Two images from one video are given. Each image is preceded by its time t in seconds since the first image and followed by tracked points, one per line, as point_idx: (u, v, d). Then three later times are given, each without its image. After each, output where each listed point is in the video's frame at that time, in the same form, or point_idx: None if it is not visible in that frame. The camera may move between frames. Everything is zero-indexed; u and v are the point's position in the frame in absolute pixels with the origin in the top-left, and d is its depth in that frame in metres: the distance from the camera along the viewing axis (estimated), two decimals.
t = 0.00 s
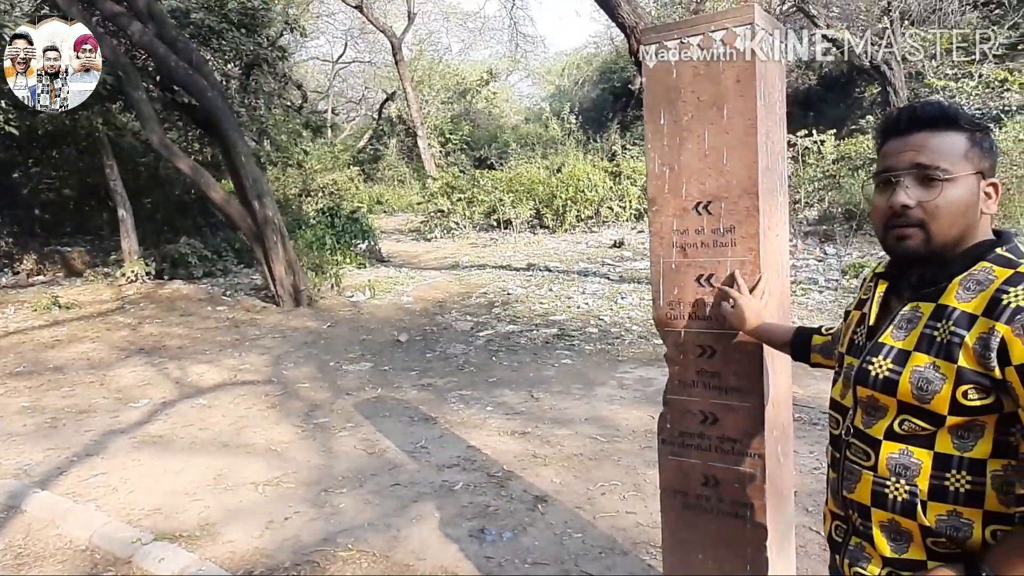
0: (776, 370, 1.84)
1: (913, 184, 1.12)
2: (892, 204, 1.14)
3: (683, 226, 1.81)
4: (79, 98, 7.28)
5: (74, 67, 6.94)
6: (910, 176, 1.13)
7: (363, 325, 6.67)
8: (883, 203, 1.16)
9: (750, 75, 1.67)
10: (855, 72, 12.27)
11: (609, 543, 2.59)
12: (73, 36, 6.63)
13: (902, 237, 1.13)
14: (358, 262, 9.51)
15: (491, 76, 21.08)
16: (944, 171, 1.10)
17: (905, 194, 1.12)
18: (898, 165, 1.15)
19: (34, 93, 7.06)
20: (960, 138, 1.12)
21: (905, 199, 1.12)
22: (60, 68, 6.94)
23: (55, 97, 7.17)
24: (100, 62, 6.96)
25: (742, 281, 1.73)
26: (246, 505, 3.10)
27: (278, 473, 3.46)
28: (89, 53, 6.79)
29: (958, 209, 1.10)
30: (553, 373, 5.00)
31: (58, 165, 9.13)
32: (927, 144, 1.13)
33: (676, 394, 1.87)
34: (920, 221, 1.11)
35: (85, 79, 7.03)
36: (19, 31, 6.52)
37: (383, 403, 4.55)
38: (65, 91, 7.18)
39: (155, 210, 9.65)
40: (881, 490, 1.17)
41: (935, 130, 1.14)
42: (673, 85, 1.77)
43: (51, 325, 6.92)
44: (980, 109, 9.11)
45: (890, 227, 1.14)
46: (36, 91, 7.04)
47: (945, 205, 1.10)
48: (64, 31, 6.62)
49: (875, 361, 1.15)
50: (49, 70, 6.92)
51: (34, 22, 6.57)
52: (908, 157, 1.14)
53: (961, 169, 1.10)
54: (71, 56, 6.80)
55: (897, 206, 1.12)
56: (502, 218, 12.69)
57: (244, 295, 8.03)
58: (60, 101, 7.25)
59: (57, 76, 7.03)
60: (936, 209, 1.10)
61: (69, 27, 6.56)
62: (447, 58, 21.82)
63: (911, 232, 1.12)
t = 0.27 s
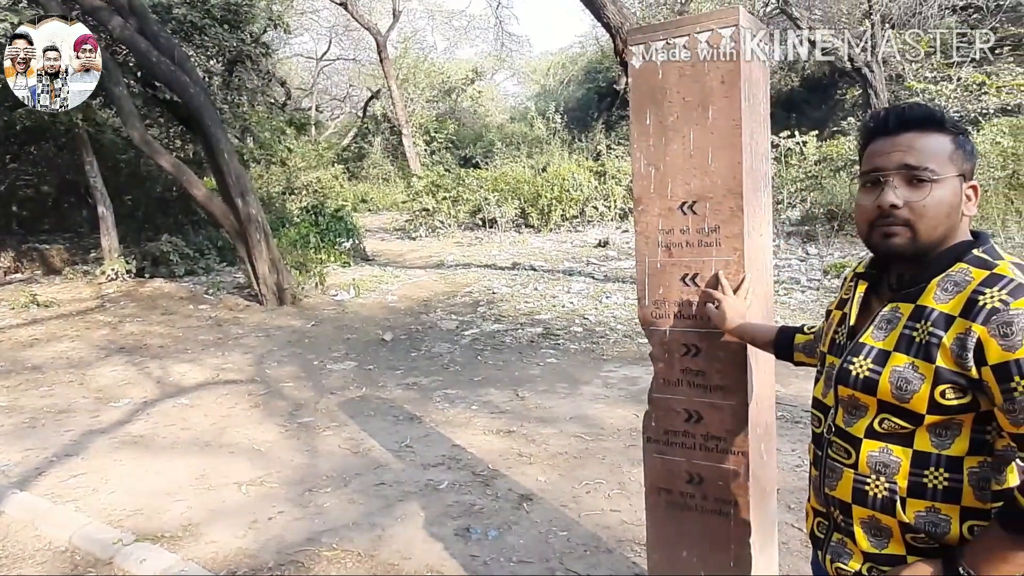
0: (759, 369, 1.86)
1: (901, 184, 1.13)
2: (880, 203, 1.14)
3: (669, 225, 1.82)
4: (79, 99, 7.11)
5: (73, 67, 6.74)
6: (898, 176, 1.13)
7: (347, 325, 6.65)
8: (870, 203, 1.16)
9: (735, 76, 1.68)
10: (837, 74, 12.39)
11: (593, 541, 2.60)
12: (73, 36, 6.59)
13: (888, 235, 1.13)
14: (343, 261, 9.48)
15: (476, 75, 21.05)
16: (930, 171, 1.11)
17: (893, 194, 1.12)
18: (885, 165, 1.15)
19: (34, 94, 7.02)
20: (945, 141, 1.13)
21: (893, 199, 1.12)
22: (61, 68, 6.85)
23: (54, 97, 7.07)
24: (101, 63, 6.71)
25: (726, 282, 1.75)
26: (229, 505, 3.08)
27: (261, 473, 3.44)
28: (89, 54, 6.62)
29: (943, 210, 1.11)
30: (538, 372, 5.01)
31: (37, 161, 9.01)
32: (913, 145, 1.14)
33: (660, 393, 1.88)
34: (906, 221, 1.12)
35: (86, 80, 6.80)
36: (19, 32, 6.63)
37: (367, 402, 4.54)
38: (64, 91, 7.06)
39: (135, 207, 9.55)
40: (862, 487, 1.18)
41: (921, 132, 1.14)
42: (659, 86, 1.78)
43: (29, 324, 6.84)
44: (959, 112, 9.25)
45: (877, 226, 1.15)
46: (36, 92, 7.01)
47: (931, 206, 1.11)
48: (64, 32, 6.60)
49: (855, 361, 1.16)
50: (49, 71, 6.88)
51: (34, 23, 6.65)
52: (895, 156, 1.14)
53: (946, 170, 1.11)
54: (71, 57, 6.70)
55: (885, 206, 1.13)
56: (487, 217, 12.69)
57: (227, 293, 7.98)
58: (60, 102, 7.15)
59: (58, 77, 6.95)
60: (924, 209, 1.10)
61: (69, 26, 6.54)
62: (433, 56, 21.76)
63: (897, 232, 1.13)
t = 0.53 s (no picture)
0: (745, 367, 1.87)
1: (885, 185, 1.13)
2: (865, 204, 1.15)
3: (655, 223, 1.83)
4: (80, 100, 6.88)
5: (74, 67, 6.74)
6: (882, 177, 1.14)
7: (333, 323, 6.62)
8: (855, 204, 1.16)
9: (721, 76, 1.69)
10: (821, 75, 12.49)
11: (580, 538, 2.61)
12: (73, 36, 6.63)
13: (874, 236, 1.14)
14: (328, 259, 9.43)
15: (463, 73, 21.02)
16: (913, 172, 1.12)
17: (878, 194, 1.13)
18: (869, 166, 1.16)
19: (34, 94, 7.03)
20: (927, 142, 1.14)
21: (878, 200, 1.13)
22: (61, 68, 6.83)
23: (55, 98, 7.04)
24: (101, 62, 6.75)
25: (710, 281, 1.76)
26: (214, 504, 3.06)
27: (246, 472, 3.42)
28: (89, 53, 6.69)
29: (926, 211, 1.12)
30: (524, 370, 5.02)
31: (16, 157, 8.89)
32: (896, 146, 1.15)
33: (646, 390, 1.89)
34: (891, 221, 1.12)
35: (85, 79, 6.73)
36: (19, 32, 6.66)
37: (353, 401, 4.52)
38: (64, 91, 7.01)
39: (117, 204, 9.45)
40: (846, 483, 1.20)
41: (903, 133, 1.15)
42: (645, 84, 1.79)
43: (9, 322, 6.75)
44: (940, 113, 9.36)
45: (862, 226, 1.15)
46: (37, 92, 7.02)
47: (915, 206, 1.12)
48: (64, 31, 6.64)
49: (840, 358, 1.17)
50: (49, 70, 6.88)
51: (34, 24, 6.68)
52: (880, 158, 1.15)
53: (927, 171, 1.12)
54: (71, 57, 6.72)
55: (870, 206, 1.13)
56: (473, 216, 12.67)
57: (210, 291, 7.92)
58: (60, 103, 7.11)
59: (58, 77, 6.93)
60: (909, 210, 1.11)
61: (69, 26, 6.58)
62: (419, 54, 21.71)
63: (882, 232, 1.14)
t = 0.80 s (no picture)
0: (731, 367, 1.88)
1: (865, 185, 1.15)
2: (846, 204, 1.16)
3: (642, 223, 1.84)
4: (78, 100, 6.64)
5: (73, 67, 6.62)
6: (862, 177, 1.15)
7: (319, 322, 6.59)
8: (836, 204, 1.18)
9: (708, 77, 1.70)
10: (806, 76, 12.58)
11: (567, 537, 2.62)
12: (73, 36, 6.48)
13: (856, 236, 1.15)
14: (314, 258, 9.39)
15: (450, 72, 20.99)
16: (892, 172, 1.13)
17: (858, 194, 1.14)
18: (850, 166, 1.17)
19: (34, 94, 6.97)
20: (905, 142, 1.15)
21: (859, 200, 1.14)
22: (61, 68, 6.70)
23: (55, 98, 6.89)
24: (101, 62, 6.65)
25: (697, 282, 1.78)
26: (199, 504, 3.04)
27: (231, 471, 3.40)
28: (90, 54, 6.57)
29: (906, 210, 1.13)
30: (511, 369, 5.03)
31: None
32: (876, 147, 1.15)
33: (633, 388, 1.91)
34: (871, 221, 1.14)
35: (85, 79, 6.59)
36: (19, 31, 6.57)
37: (339, 400, 4.51)
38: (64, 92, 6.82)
39: (100, 201, 9.36)
40: (827, 479, 1.21)
41: (882, 134, 1.16)
42: (633, 84, 1.80)
43: None
44: (923, 115, 9.46)
45: (844, 226, 1.17)
46: (37, 92, 6.94)
47: (895, 206, 1.13)
48: (64, 32, 6.49)
49: (822, 356, 1.18)
50: (49, 70, 6.76)
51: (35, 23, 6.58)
52: (859, 158, 1.16)
53: (907, 170, 1.14)
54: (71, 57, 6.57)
55: (851, 206, 1.15)
56: (461, 215, 12.67)
57: (195, 290, 7.86)
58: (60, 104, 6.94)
59: (58, 77, 6.78)
60: (889, 209, 1.13)
61: (69, 26, 6.42)
62: (406, 52, 21.65)
63: (864, 232, 1.15)
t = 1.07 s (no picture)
0: (720, 366, 1.89)
1: (839, 186, 1.17)
2: (822, 205, 1.18)
3: (632, 222, 1.85)
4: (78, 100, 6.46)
5: (73, 67, 6.45)
6: (837, 179, 1.17)
7: (309, 321, 6.58)
8: (813, 205, 1.20)
9: (698, 77, 1.71)
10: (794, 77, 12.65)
11: (556, 535, 2.63)
12: (73, 35, 6.32)
13: (833, 236, 1.18)
14: (303, 257, 9.36)
15: (440, 71, 20.97)
16: (866, 173, 1.15)
17: (833, 196, 1.17)
18: (825, 168, 1.19)
19: (34, 94, 6.76)
20: (880, 144, 1.16)
21: (833, 201, 1.16)
22: (61, 68, 6.55)
23: (55, 98, 6.69)
24: (101, 62, 6.47)
25: (685, 282, 1.79)
26: (187, 504, 3.03)
27: (220, 472, 3.39)
28: (89, 53, 6.38)
29: (881, 210, 1.15)
30: (501, 368, 5.04)
31: None
32: (851, 148, 1.17)
33: (622, 387, 1.92)
34: (845, 221, 1.16)
35: (84, 79, 6.46)
36: (19, 31, 6.43)
37: (329, 399, 4.50)
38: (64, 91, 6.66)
39: (87, 200, 9.29)
40: (810, 477, 1.22)
41: (858, 136, 1.18)
42: (623, 85, 1.81)
43: None
44: (909, 117, 9.53)
45: (821, 227, 1.19)
46: (37, 91, 6.77)
47: (870, 206, 1.14)
48: (64, 32, 6.33)
49: (805, 355, 1.20)
50: (49, 70, 6.61)
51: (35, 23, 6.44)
52: (835, 159, 1.18)
53: (882, 171, 1.15)
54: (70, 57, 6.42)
55: (826, 208, 1.17)
56: (451, 214, 12.66)
57: (183, 289, 7.82)
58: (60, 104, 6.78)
59: (58, 76, 6.61)
60: (860, 209, 1.15)
61: (69, 26, 6.25)
62: (396, 51, 21.61)
63: (840, 232, 1.17)
